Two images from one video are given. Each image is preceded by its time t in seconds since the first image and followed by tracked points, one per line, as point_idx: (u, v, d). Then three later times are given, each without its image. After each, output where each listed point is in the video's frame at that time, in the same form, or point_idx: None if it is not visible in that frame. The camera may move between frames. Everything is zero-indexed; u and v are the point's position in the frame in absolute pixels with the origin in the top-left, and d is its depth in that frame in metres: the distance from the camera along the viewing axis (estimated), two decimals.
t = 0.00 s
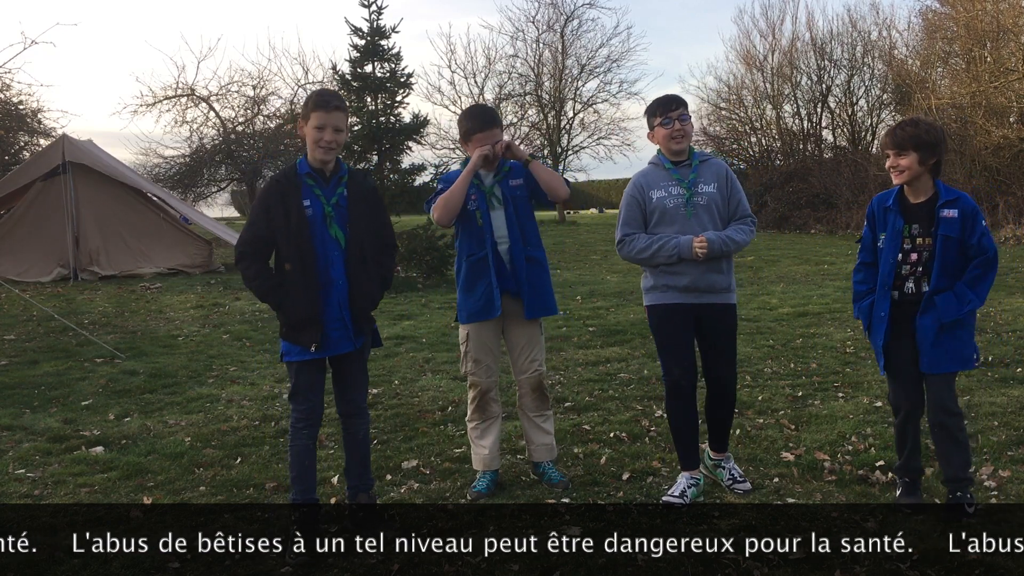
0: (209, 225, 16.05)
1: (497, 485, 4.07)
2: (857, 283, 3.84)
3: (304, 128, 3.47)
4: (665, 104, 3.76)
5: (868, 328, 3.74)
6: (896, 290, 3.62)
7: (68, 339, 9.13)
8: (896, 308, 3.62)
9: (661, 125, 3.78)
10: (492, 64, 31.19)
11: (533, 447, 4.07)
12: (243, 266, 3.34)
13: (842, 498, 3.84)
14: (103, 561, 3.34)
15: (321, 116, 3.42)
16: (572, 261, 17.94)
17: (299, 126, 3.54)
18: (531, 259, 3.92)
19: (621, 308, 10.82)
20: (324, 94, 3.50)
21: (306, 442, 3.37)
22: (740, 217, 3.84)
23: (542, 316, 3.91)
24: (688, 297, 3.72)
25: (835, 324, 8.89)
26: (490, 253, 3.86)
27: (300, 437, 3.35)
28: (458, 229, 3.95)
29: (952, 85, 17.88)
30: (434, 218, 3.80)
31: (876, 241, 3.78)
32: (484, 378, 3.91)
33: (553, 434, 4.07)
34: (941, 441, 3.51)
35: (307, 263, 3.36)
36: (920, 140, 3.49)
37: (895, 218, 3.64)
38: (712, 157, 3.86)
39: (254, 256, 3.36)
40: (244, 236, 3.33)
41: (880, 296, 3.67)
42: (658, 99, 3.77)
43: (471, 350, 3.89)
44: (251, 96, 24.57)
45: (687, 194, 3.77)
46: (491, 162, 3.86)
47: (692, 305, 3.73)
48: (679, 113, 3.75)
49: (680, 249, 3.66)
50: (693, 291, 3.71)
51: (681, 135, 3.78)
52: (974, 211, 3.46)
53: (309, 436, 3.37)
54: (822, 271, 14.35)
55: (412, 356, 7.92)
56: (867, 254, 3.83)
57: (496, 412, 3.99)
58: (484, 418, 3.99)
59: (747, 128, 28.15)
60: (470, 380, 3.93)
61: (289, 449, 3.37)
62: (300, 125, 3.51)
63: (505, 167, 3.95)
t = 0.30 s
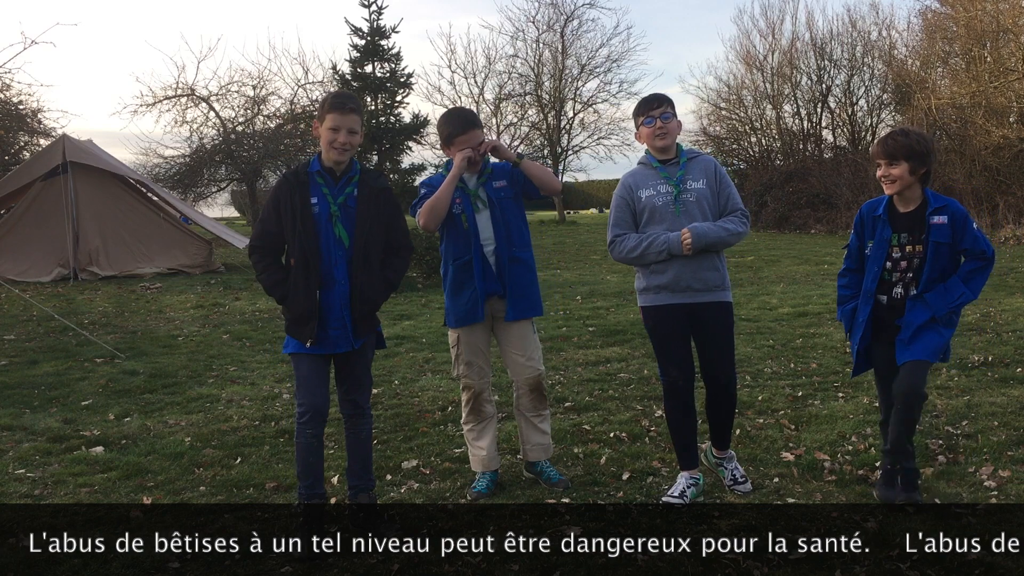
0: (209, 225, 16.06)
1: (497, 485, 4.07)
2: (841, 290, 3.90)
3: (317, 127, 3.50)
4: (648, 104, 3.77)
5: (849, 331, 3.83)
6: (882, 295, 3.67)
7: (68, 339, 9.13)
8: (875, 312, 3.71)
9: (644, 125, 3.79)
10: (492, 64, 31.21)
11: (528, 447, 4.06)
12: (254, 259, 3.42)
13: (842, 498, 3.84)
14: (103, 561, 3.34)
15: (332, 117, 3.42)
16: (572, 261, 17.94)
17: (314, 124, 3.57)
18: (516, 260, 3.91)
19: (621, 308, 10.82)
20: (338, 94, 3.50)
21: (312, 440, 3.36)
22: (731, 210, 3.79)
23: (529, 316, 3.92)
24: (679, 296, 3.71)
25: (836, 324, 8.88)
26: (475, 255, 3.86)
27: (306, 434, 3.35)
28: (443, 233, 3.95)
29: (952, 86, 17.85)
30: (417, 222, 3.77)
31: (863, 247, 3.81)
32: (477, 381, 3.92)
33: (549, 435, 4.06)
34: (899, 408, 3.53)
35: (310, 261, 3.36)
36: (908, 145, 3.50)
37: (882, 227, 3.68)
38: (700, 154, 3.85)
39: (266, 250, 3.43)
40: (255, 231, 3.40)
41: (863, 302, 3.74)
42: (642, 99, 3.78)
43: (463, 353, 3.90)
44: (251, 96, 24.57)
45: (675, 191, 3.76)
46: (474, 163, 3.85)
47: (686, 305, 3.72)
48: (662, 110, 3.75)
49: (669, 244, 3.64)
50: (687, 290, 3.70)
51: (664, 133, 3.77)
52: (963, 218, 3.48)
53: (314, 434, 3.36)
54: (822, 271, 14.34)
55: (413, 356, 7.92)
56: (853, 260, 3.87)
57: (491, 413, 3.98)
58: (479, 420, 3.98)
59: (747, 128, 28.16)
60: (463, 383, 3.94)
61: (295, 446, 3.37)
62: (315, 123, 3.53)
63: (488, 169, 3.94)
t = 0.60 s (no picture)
0: (208, 225, 16.06)
1: (497, 484, 4.06)
2: (842, 287, 3.90)
3: (305, 126, 3.49)
4: (645, 104, 3.74)
5: (851, 330, 3.82)
6: (883, 293, 3.67)
7: (69, 339, 9.13)
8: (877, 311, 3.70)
9: (642, 125, 3.77)
10: (492, 64, 31.23)
11: (516, 449, 4.06)
12: (253, 261, 3.39)
13: (842, 498, 3.84)
14: (103, 561, 3.34)
15: (322, 113, 3.40)
16: (572, 261, 17.95)
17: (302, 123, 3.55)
18: (513, 258, 3.92)
19: (621, 308, 10.82)
20: (325, 91, 3.48)
21: (315, 437, 3.40)
22: (730, 210, 3.77)
23: (527, 312, 3.92)
24: (676, 298, 3.71)
25: (836, 324, 8.89)
26: (469, 254, 3.85)
27: (309, 431, 3.38)
28: (437, 232, 3.94)
29: (953, 86, 17.85)
30: (411, 220, 3.77)
31: (863, 246, 3.82)
32: (476, 381, 3.92)
33: (538, 435, 4.06)
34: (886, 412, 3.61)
35: (312, 258, 3.36)
36: (904, 147, 3.50)
37: (882, 225, 3.68)
38: (697, 153, 3.83)
39: (264, 251, 3.41)
40: (251, 233, 3.38)
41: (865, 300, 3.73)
42: (639, 99, 3.75)
43: (461, 353, 3.90)
44: (251, 96, 24.57)
45: (673, 194, 3.75)
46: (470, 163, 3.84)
47: (683, 306, 3.72)
48: (661, 111, 3.72)
49: (668, 250, 3.63)
50: (684, 292, 3.69)
51: (661, 134, 3.76)
52: (961, 218, 3.47)
53: (318, 432, 3.40)
54: (821, 271, 14.35)
55: (412, 356, 7.92)
56: (853, 258, 3.87)
57: (490, 414, 3.98)
58: (478, 421, 3.98)
59: (747, 128, 28.19)
60: (462, 384, 3.94)
61: (299, 442, 3.40)
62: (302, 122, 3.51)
63: (481, 168, 3.93)
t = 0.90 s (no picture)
0: (208, 225, 16.06)
1: (497, 484, 4.06)
2: (846, 285, 3.89)
3: (299, 129, 3.47)
4: (659, 103, 3.73)
5: (856, 327, 3.78)
6: (891, 292, 3.66)
7: (69, 339, 9.13)
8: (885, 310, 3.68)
9: (655, 125, 3.76)
10: (492, 64, 31.25)
11: (515, 450, 4.05)
12: (252, 266, 3.37)
13: (842, 498, 3.84)
14: (103, 561, 3.34)
15: (315, 111, 3.41)
16: (573, 261, 17.96)
17: (294, 126, 3.55)
18: (512, 259, 3.92)
19: (621, 308, 10.82)
20: (315, 92, 3.49)
21: (315, 439, 3.40)
22: (735, 214, 3.77)
23: (524, 315, 3.93)
24: (682, 298, 3.71)
25: (836, 324, 8.89)
26: (469, 254, 3.85)
27: (309, 433, 3.39)
28: (437, 233, 3.93)
29: (953, 86, 17.87)
30: (412, 221, 3.75)
31: (868, 243, 3.81)
32: (475, 381, 3.92)
33: (536, 435, 4.07)
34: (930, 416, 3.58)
35: (313, 259, 3.35)
36: (912, 143, 3.51)
37: (887, 223, 3.68)
38: (707, 155, 3.83)
39: (263, 255, 3.39)
40: (251, 238, 3.36)
41: (871, 298, 3.72)
42: (654, 98, 3.75)
43: (461, 353, 3.90)
44: (251, 96, 24.56)
45: (684, 197, 3.75)
46: (471, 163, 3.86)
47: (686, 305, 3.72)
48: (676, 111, 3.72)
49: (685, 248, 3.58)
50: (689, 291, 3.69)
51: (674, 134, 3.76)
52: (965, 218, 3.56)
53: (319, 434, 3.40)
54: (821, 271, 14.35)
55: (412, 356, 7.92)
56: (857, 255, 3.87)
57: (490, 413, 3.98)
58: (478, 421, 3.98)
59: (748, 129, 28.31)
60: (462, 384, 3.94)
61: (300, 445, 3.41)
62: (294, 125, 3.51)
63: (482, 169, 3.94)
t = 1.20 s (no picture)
0: (208, 225, 16.06)
1: (497, 484, 4.06)
2: (864, 277, 3.89)
3: (291, 132, 3.45)
4: (691, 103, 3.72)
5: (872, 320, 3.80)
6: (905, 288, 3.65)
7: (69, 339, 9.13)
8: (901, 305, 3.66)
9: (684, 123, 3.76)
10: (492, 64, 31.27)
11: (514, 450, 4.06)
12: (253, 269, 3.33)
13: (842, 498, 3.84)
14: (103, 561, 3.34)
15: (307, 114, 3.38)
16: (573, 261, 17.96)
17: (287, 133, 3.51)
18: (509, 261, 3.92)
19: (621, 308, 10.82)
20: (304, 95, 3.47)
21: (317, 441, 3.39)
22: (749, 226, 3.82)
23: (520, 316, 3.94)
24: (690, 297, 3.73)
25: (836, 324, 8.89)
26: (467, 255, 3.85)
27: (311, 435, 3.38)
28: (434, 233, 3.93)
29: (953, 85, 17.90)
30: (410, 221, 3.76)
31: (889, 237, 3.81)
32: (474, 381, 3.92)
33: (534, 435, 4.07)
34: (956, 440, 3.57)
35: (316, 258, 3.34)
36: (941, 139, 3.51)
37: (909, 216, 3.67)
38: (729, 160, 3.84)
39: (263, 258, 3.36)
40: (251, 241, 3.33)
41: (886, 291, 3.71)
42: (686, 95, 3.74)
43: (461, 353, 3.90)
44: (251, 96, 24.57)
45: (701, 198, 3.75)
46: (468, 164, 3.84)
47: (695, 303, 3.74)
48: (707, 114, 3.73)
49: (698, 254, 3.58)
50: (698, 291, 3.71)
51: (701, 135, 3.76)
52: (989, 217, 3.48)
53: (321, 436, 3.40)
54: (821, 271, 14.36)
55: (412, 356, 7.93)
56: (877, 248, 3.87)
57: (489, 413, 3.98)
58: (477, 421, 3.98)
59: (747, 128, 28.09)
60: (461, 384, 3.94)
61: (301, 446, 3.40)
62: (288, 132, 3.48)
63: (480, 170, 3.93)
